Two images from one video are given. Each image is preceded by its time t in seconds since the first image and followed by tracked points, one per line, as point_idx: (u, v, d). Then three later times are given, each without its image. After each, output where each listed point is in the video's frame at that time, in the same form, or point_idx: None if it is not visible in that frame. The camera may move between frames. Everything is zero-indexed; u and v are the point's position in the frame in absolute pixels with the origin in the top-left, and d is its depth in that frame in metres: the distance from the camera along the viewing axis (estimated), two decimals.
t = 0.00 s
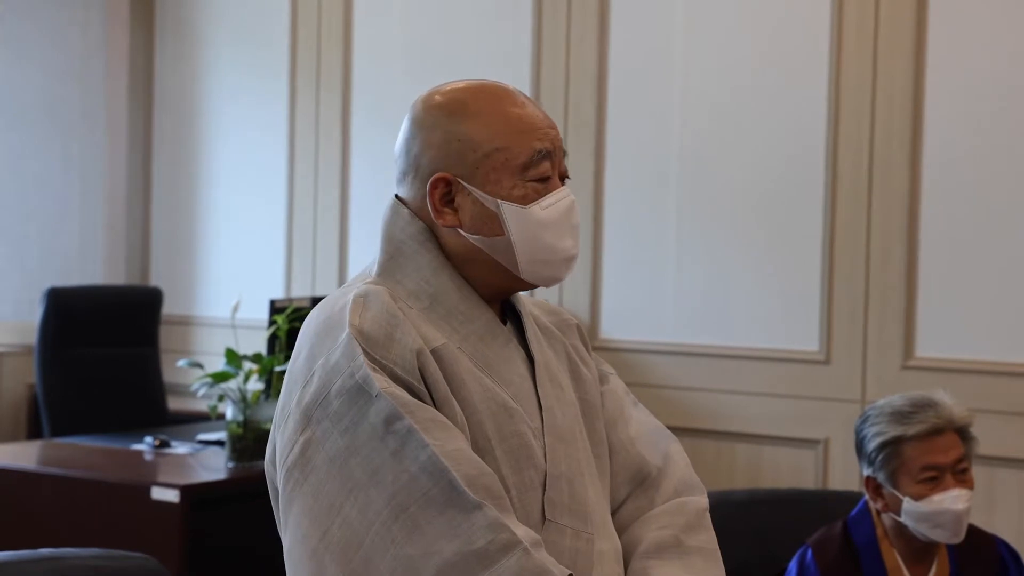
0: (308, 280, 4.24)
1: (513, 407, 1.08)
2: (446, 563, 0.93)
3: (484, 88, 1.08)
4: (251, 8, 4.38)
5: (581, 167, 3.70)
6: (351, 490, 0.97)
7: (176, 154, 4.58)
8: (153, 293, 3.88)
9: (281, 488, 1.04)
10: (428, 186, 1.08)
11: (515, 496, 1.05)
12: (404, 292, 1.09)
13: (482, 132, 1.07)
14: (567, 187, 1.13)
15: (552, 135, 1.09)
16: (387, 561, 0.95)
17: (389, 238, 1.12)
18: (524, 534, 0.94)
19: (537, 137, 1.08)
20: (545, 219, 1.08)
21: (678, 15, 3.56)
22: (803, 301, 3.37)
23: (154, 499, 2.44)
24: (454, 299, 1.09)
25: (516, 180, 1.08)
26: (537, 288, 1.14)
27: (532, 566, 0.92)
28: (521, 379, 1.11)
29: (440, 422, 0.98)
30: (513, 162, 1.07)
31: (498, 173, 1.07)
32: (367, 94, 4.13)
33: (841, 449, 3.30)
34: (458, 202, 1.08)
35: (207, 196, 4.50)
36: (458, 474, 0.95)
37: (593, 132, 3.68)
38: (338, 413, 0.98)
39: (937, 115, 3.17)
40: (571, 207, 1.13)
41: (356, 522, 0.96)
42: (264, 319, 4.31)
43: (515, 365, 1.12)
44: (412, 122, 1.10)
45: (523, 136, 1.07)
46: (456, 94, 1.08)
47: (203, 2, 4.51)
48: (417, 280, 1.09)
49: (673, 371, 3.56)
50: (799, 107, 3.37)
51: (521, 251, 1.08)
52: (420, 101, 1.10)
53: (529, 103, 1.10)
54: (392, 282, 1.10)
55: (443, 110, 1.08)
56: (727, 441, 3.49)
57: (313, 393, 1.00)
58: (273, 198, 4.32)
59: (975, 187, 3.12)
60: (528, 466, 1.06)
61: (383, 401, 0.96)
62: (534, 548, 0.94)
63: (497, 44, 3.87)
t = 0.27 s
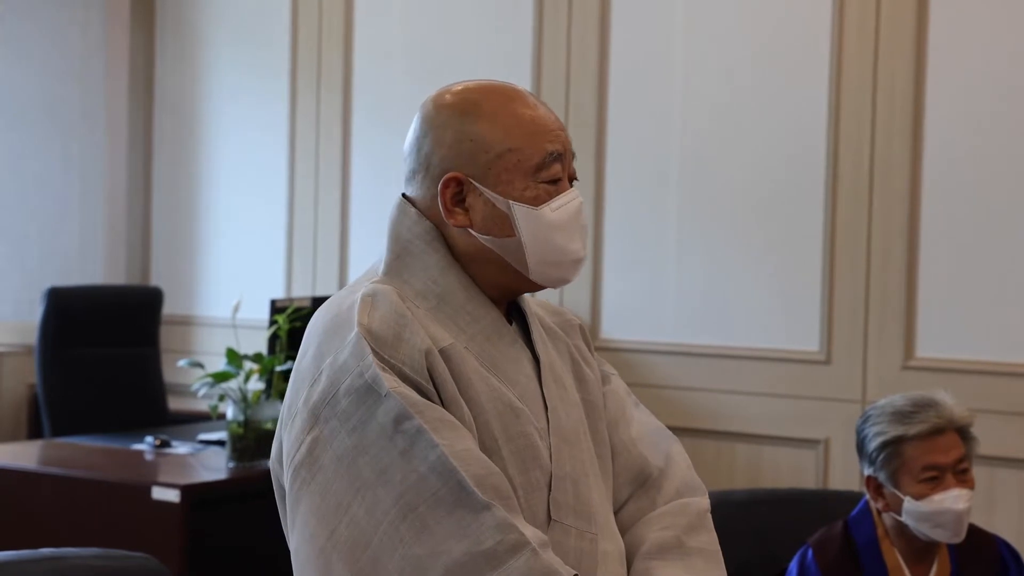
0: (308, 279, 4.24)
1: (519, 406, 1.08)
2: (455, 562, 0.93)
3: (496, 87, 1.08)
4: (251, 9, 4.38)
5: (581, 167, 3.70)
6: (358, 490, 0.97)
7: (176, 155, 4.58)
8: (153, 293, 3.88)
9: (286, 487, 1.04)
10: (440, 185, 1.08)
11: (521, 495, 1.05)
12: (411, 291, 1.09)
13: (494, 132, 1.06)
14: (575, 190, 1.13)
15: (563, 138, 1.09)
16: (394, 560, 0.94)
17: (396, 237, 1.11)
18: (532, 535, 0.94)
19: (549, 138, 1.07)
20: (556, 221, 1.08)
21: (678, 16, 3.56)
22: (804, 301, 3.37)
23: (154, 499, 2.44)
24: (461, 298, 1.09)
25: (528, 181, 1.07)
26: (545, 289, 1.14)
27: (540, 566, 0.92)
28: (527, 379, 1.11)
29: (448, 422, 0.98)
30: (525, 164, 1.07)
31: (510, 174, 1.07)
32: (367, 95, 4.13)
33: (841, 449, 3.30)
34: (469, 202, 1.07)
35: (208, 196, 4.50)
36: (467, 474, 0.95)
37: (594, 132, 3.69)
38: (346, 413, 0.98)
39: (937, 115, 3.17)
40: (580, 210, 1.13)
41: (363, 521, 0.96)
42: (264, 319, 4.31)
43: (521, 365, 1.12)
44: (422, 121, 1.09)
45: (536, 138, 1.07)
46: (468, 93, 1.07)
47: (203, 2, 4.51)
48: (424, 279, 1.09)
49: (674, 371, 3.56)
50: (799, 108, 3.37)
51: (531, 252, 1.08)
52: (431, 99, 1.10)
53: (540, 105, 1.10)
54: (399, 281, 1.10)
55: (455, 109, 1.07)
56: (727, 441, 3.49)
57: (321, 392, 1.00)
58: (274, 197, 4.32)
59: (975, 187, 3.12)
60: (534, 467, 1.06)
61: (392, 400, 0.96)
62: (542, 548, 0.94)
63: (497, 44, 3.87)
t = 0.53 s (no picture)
0: (308, 276, 4.24)
1: (522, 404, 1.08)
2: (460, 560, 0.93)
3: (506, 87, 1.07)
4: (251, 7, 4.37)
5: (581, 164, 3.70)
6: (363, 487, 0.97)
7: (176, 153, 4.58)
8: (153, 290, 3.89)
9: (289, 485, 1.03)
10: (446, 183, 1.08)
11: (524, 493, 1.05)
12: (413, 288, 1.09)
13: (503, 133, 1.06)
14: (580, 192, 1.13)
15: (571, 140, 1.09)
16: (399, 558, 0.94)
17: (399, 233, 1.11)
18: (537, 533, 0.94)
19: (557, 141, 1.07)
20: (561, 224, 1.08)
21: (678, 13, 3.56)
22: (803, 298, 3.37)
23: (154, 496, 2.44)
24: (464, 295, 1.09)
25: (534, 183, 1.07)
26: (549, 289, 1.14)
27: (545, 564, 0.92)
28: (530, 376, 1.11)
29: (453, 420, 0.98)
30: (533, 165, 1.07)
31: (517, 175, 1.07)
32: (367, 93, 4.13)
33: (841, 447, 3.30)
34: (475, 201, 1.07)
35: (208, 193, 4.50)
36: (472, 472, 0.95)
37: (593, 129, 3.68)
38: (351, 410, 0.98)
39: (937, 113, 3.17)
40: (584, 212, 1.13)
41: (368, 519, 0.96)
42: (264, 317, 4.31)
43: (524, 363, 1.12)
44: (432, 117, 1.09)
45: (545, 140, 1.07)
46: (477, 92, 1.07)
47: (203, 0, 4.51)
48: (426, 276, 1.09)
49: (673, 368, 3.56)
50: (799, 105, 3.37)
51: (535, 254, 1.08)
52: (440, 95, 1.09)
53: (550, 105, 1.10)
54: (402, 278, 1.10)
55: (464, 107, 1.07)
56: (727, 438, 3.49)
57: (325, 390, 1.00)
58: (274, 195, 4.32)
59: (975, 184, 3.12)
60: (536, 464, 1.06)
61: (397, 398, 0.96)
62: (546, 546, 0.94)
63: (497, 42, 3.87)
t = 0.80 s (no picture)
0: (308, 275, 4.24)
1: (523, 404, 1.08)
2: (461, 561, 0.93)
3: (510, 87, 1.07)
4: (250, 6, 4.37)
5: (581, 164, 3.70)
6: (365, 487, 0.97)
7: (175, 152, 4.57)
8: (153, 289, 3.88)
9: (290, 483, 1.03)
10: (449, 182, 1.07)
11: (525, 493, 1.05)
12: (415, 287, 1.09)
13: (506, 132, 1.06)
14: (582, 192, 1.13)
15: (574, 140, 1.08)
16: (401, 557, 0.94)
17: (400, 232, 1.11)
18: (539, 533, 0.94)
19: (560, 140, 1.07)
20: (564, 223, 1.08)
21: (678, 12, 3.56)
22: (803, 297, 3.37)
23: (154, 495, 2.44)
24: (465, 295, 1.09)
25: (537, 182, 1.07)
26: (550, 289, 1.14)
27: (546, 564, 0.92)
28: (531, 376, 1.11)
29: (455, 420, 0.98)
30: (536, 165, 1.07)
31: (520, 174, 1.06)
32: (366, 93, 4.12)
33: (841, 446, 3.30)
34: (477, 200, 1.07)
35: (207, 193, 4.50)
36: (473, 473, 0.95)
37: (593, 128, 3.68)
38: (353, 410, 0.98)
39: (937, 112, 3.17)
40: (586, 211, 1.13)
41: (370, 518, 0.96)
42: (264, 315, 4.31)
43: (525, 363, 1.12)
44: (434, 117, 1.09)
45: (547, 139, 1.06)
46: (480, 91, 1.07)
47: None
48: (428, 276, 1.09)
49: (673, 367, 3.56)
50: (798, 104, 3.37)
51: (537, 253, 1.08)
52: (443, 94, 1.09)
53: (553, 105, 1.10)
54: (403, 277, 1.10)
55: (467, 107, 1.07)
56: (727, 437, 3.49)
57: (327, 389, 1.00)
58: (273, 194, 4.32)
59: (975, 182, 3.12)
60: (537, 464, 1.06)
61: (399, 398, 0.96)
62: (548, 546, 0.94)
63: (497, 42, 3.87)
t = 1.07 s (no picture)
0: (309, 274, 4.24)
1: (526, 403, 1.08)
2: (462, 560, 0.93)
3: (517, 85, 1.07)
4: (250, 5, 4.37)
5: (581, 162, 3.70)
6: (367, 485, 0.97)
7: (175, 151, 4.57)
8: (154, 288, 3.88)
9: (292, 479, 1.04)
10: (456, 180, 1.08)
11: (527, 492, 1.05)
12: (419, 284, 1.09)
13: (513, 130, 1.06)
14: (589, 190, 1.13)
15: (581, 138, 1.08)
16: (402, 556, 0.94)
17: (405, 229, 1.11)
18: (541, 533, 0.94)
19: (567, 139, 1.07)
20: (570, 222, 1.08)
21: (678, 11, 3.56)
22: (804, 295, 3.37)
23: (156, 493, 2.44)
24: (469, 292, 1.09)
25: (544, 180, 1.07)
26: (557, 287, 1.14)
27: (548, 565, 0.92)
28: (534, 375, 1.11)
29: (457, 420, 0.98)
30: (542, 163, 1.07)
31: (526, 172, 1.06)
32: (367, 92, 4.12)
33: (841, 443, 3.30)
34: (484, 198, 1.07)
35: (208, 192, 4.50)
36: (476, 472, 0.95)
37: (593, 127, 3.68)
38: (355, 407, 0.98)
39: (938, 109, 3.17)
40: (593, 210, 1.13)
41: (371, 516, 0.96)
42: (265, 314, 4.31)
43: (528, 361, 1.11)
44: (441, 114, 1.09)
45: (554, 137, 1.06)
46: (487, 88, 1.07)
47: None
48: (432, 273, 1.10)
49: (674, 364, 3.56)
50: (799, 102, 3.37)
51: (543, 251, 1.08)
52: (450, 92, 1.09)
53: (560, 103, 1.10)
54: (407, 274, 1.10)
55: (475, 105, 1.07)
56: (727, 434, 3.49)
57: (330, 386, 1.00)
58: (273, 193, 4.32)
59: (976, 180, 3.12)
60: (540, 463, 1.06)
61: (402, 397, 0.96)
62: (549, 547, 0.94)
63: (498, 41, 3.87)
